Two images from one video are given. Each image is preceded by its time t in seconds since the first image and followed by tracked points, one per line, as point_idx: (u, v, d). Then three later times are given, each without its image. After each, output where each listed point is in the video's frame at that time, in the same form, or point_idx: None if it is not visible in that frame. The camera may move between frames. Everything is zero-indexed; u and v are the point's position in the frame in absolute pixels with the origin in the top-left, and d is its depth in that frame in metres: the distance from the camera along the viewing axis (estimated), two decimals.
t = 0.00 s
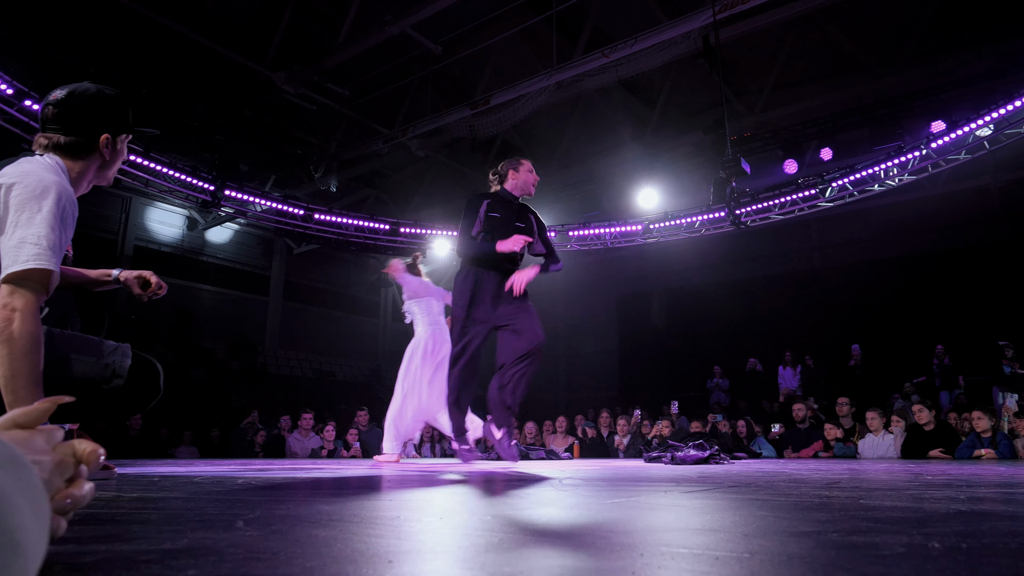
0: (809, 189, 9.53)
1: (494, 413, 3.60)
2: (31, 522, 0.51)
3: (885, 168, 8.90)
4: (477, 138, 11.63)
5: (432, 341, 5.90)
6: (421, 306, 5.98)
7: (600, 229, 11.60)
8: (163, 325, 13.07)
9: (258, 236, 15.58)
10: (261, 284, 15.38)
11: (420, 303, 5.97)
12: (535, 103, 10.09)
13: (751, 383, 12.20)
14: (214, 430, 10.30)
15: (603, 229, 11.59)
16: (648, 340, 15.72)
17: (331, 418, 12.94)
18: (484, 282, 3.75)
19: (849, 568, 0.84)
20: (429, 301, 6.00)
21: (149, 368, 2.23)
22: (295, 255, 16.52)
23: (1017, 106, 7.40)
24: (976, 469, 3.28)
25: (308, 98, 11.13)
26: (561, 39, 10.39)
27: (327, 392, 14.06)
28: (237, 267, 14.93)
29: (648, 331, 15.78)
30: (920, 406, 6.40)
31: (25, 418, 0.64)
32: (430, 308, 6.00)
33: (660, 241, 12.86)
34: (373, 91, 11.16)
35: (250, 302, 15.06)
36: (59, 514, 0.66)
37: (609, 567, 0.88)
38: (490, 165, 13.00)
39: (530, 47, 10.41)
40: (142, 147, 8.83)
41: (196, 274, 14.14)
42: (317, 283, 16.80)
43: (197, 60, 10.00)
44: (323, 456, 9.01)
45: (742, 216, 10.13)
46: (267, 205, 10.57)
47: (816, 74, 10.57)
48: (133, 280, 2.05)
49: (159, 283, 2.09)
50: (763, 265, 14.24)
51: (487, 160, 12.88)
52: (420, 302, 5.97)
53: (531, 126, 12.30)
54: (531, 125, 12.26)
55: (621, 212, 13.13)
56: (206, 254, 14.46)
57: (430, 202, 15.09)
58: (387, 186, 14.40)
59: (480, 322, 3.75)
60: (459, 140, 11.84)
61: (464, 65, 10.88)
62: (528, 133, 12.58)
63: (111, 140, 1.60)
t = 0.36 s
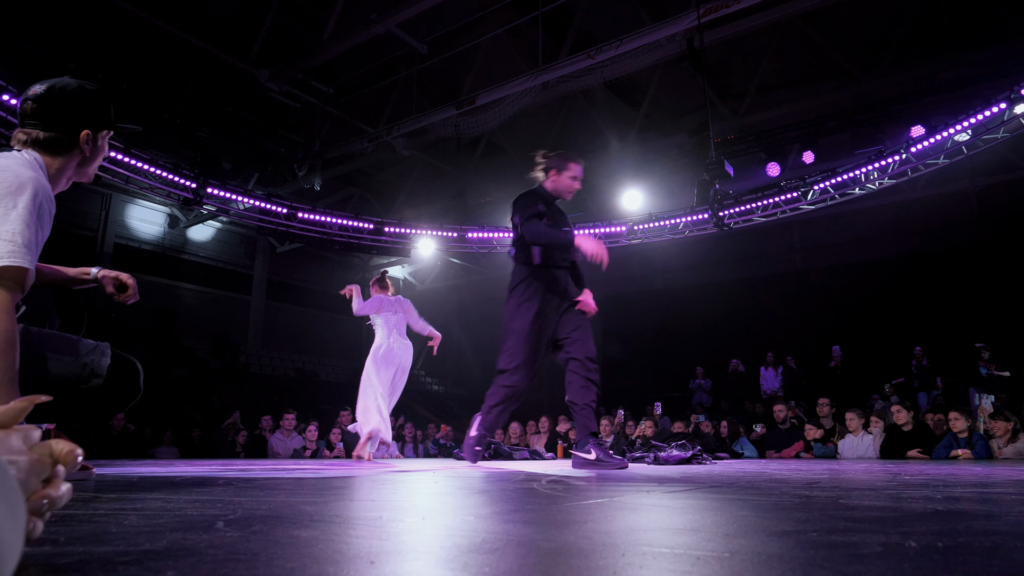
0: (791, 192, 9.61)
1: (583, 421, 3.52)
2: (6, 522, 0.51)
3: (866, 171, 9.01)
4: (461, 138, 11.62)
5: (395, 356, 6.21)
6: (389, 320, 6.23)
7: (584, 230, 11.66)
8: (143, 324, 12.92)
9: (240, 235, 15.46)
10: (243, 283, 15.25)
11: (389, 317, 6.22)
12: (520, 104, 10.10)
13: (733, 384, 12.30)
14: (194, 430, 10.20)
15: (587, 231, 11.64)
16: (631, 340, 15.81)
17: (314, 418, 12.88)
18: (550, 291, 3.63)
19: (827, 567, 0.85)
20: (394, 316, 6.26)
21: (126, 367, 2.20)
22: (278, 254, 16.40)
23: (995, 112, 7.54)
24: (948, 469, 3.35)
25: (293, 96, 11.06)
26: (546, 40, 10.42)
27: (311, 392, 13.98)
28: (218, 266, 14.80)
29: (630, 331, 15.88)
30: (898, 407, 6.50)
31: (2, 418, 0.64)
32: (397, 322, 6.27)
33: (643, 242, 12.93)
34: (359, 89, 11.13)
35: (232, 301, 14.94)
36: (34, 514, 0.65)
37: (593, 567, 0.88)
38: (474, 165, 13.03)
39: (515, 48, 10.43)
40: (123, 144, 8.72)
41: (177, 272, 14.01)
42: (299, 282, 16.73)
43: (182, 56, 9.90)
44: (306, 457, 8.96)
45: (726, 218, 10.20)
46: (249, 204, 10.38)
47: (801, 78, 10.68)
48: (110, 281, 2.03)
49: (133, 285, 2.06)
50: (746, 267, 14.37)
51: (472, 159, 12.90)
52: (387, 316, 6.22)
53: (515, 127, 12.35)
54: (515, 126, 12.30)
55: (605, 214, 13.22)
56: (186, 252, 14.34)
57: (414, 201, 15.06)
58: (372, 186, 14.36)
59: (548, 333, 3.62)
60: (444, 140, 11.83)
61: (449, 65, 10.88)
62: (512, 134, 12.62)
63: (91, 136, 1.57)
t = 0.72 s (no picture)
0: (781, 193, 9.66)
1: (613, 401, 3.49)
2: None
3: (855, 174, 9.06)
4: (453, 138, 11.59)
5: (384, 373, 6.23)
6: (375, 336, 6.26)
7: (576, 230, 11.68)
8: (131, 324, 12.84)
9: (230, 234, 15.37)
10: (232, 282, 15.17)
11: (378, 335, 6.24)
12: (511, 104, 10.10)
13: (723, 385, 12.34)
14: (183, 430, 10.14)
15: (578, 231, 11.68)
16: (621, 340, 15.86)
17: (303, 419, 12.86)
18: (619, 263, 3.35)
19: (813, 566, 0.86)
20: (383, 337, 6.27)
21: (111, 363, 2.17)
22: (268, 253, 16.32)
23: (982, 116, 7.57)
24: (934, 469, 3.38)
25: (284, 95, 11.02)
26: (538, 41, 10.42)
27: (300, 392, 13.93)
28: (208, 265, 14.72)
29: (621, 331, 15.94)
30: (886, 407, 6.55)
31: None
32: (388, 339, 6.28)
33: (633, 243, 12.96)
34: (350, 88, 11.10)
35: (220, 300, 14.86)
36: (20, 514, 0.65)
37: (582, 567, 0.88)
38: (465, 165, 13.05)
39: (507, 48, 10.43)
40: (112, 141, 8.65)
41: (166, 271, 13.92)
42: (290, 282, 16.67)
43: (172, 53, 9.84)
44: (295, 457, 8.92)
45: (716, 219, 10.25)
46: (240, 203, 10.32)
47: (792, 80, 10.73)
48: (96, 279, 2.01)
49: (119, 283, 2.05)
50: (737, 268, 14.43)
51: (463, 160, 12.92)
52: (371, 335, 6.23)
53: (507, 127, 12.38)
54: (507, 126, 12.33)
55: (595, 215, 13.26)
56: (175, 251, 14.24)
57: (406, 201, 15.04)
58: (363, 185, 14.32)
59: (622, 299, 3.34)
60: (435, 141, 11.83)
61: (440, 65, 10.88)
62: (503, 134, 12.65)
63: (78, 132, 1.57)
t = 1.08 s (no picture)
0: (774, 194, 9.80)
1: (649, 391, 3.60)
2: None
3: (847, 175, 9.08)
4: (446, 138, 11.59)
5: (412, 375, 7.12)
6: (400, 342, 7.15)
7: (570, 230, 11.70)
8: (123, 323, 12.80)
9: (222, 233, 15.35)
10: (224, 282, 15.13)
11: (401, 341, 7.11)
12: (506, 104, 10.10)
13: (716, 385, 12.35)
14: (175, 430, 10.13)
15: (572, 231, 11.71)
16: (613, 340, 15.93)
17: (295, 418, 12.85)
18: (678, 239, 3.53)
19: (805, 565, 0.86)
20: (410, 343, 7.15)
21: (103, 363, 2.17)
22: (260, 253, 16.29)
23: (973, 117, 7.63)
24: (922, 469, 3.41)
25: (276, 94, 10.99)
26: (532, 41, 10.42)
27: (293, 392, 13.90)
28: (201, 264, 14.69)
29: (614, 332, 16.00)
30: (878, 407, 6.58)
31: None
32: (413, 344, 7.15)
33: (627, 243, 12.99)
34: (342, 88, 11.10)
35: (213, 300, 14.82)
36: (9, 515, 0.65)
37: (574, 566, 0.88)
38: (459, 165, 13.11)
39: (500, 48, 10.44)
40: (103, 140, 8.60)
41: (157, 270, 13.88)
42: (282, 282, 16.66)
43: (164, 52, 9.81)
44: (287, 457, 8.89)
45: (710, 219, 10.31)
46: (233, 202, 10.28)
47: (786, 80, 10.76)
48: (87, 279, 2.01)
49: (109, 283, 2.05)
50: (729, 268, 14.49)
51: (456, 159, 12.98)
52: (397, 341, 7.14)
53: (500, 127, 12.47)
54: (500, 126, 12.41)
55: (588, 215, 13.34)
56: (168, 250, 14.20)
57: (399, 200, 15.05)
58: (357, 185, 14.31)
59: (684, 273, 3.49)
60: (429, 140, 11.85)
61: (434, 64, 10.88)
62: (497, 134, 12.73)
63: (45, 121, 1.53)
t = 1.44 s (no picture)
0: (769, 195, 9.74)
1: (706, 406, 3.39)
2: None
3: (841, 176, 9.10)
4: (441, 138, 11.60)
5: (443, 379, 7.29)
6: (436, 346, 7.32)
7: (565, 230, 11.73)
8: (116, 323, 12.74)
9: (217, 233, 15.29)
10: (218, 281, 15.08)
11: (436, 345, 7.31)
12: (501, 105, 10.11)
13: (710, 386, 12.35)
14: (169, 431, 10.09)
15: (568, 231, 11.70)
16: (608, 340, 15.95)
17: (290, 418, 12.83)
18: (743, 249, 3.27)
19: (798, 566, 0.86)
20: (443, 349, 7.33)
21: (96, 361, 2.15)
22: (254, 253, 16.25)
23: (966, 119, 7.70)
24: (914, 469, 3.43)
25: (271, 93, 10.96)
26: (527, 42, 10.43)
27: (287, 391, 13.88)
28: (195, 264, 14.64)
29: (608, 332, 16.03)
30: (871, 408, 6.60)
31: None
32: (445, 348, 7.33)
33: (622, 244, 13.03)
34: (337, 88, 11.10)
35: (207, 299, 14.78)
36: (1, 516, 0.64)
37: (568, 566, 0.88)
38: (455, 165, 13.14)
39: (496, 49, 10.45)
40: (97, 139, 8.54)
41: (151, 270, 13.82)
42: (277, 282, 16.62)
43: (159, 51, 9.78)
44: (282, 457, 8.87)
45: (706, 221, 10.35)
46: (227, 201, 10.25)
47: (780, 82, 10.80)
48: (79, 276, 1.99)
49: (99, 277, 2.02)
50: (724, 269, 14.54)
51: (453, 159, 13.00)
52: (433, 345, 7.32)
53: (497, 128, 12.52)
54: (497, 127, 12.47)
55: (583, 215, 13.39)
56: (162, 249, 14.15)
57: (395, 201, 15.06)
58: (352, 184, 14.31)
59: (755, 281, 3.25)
60: (425, 140, 11.85)
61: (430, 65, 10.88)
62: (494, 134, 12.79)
63: (25, 114, 1.53)
